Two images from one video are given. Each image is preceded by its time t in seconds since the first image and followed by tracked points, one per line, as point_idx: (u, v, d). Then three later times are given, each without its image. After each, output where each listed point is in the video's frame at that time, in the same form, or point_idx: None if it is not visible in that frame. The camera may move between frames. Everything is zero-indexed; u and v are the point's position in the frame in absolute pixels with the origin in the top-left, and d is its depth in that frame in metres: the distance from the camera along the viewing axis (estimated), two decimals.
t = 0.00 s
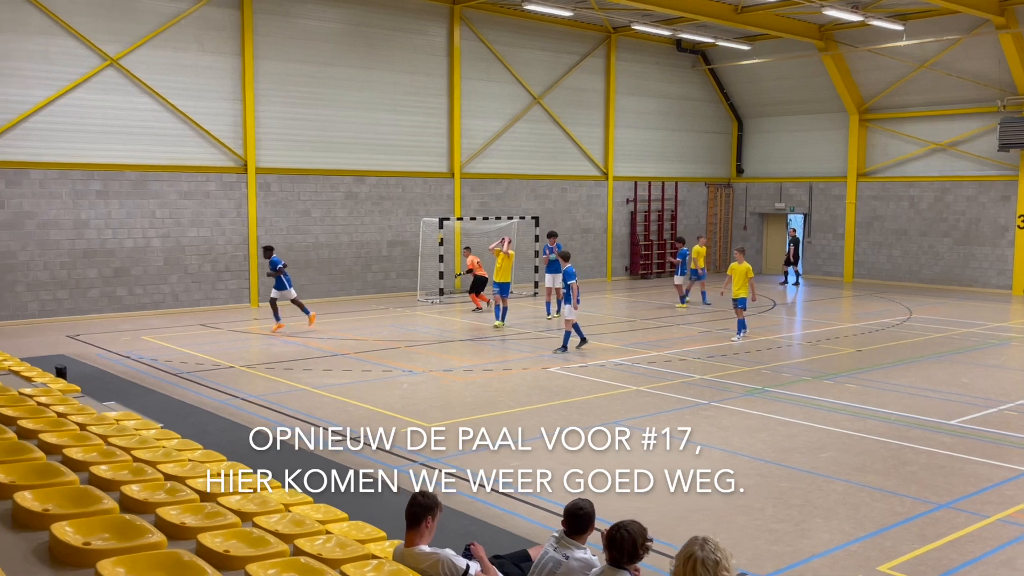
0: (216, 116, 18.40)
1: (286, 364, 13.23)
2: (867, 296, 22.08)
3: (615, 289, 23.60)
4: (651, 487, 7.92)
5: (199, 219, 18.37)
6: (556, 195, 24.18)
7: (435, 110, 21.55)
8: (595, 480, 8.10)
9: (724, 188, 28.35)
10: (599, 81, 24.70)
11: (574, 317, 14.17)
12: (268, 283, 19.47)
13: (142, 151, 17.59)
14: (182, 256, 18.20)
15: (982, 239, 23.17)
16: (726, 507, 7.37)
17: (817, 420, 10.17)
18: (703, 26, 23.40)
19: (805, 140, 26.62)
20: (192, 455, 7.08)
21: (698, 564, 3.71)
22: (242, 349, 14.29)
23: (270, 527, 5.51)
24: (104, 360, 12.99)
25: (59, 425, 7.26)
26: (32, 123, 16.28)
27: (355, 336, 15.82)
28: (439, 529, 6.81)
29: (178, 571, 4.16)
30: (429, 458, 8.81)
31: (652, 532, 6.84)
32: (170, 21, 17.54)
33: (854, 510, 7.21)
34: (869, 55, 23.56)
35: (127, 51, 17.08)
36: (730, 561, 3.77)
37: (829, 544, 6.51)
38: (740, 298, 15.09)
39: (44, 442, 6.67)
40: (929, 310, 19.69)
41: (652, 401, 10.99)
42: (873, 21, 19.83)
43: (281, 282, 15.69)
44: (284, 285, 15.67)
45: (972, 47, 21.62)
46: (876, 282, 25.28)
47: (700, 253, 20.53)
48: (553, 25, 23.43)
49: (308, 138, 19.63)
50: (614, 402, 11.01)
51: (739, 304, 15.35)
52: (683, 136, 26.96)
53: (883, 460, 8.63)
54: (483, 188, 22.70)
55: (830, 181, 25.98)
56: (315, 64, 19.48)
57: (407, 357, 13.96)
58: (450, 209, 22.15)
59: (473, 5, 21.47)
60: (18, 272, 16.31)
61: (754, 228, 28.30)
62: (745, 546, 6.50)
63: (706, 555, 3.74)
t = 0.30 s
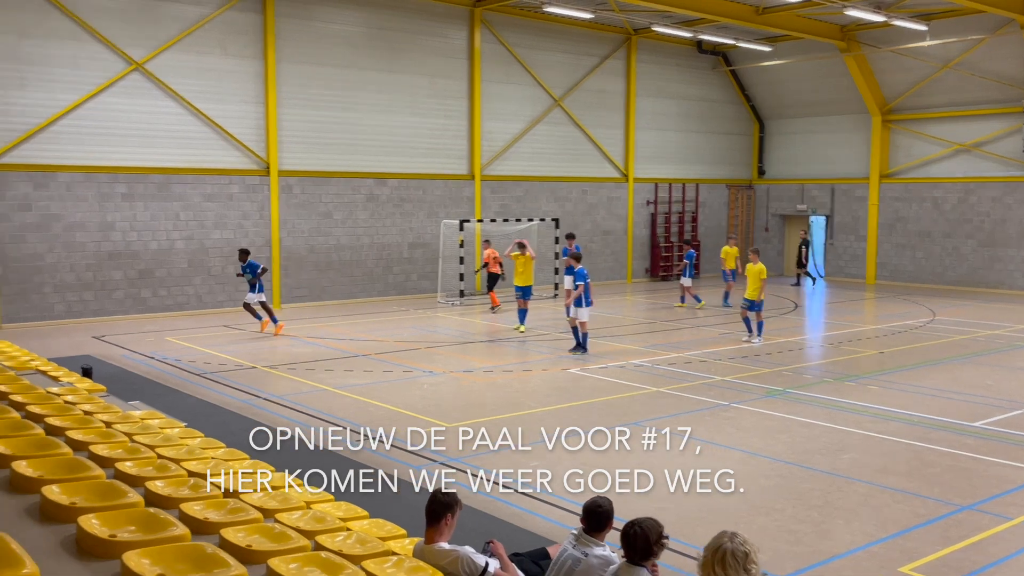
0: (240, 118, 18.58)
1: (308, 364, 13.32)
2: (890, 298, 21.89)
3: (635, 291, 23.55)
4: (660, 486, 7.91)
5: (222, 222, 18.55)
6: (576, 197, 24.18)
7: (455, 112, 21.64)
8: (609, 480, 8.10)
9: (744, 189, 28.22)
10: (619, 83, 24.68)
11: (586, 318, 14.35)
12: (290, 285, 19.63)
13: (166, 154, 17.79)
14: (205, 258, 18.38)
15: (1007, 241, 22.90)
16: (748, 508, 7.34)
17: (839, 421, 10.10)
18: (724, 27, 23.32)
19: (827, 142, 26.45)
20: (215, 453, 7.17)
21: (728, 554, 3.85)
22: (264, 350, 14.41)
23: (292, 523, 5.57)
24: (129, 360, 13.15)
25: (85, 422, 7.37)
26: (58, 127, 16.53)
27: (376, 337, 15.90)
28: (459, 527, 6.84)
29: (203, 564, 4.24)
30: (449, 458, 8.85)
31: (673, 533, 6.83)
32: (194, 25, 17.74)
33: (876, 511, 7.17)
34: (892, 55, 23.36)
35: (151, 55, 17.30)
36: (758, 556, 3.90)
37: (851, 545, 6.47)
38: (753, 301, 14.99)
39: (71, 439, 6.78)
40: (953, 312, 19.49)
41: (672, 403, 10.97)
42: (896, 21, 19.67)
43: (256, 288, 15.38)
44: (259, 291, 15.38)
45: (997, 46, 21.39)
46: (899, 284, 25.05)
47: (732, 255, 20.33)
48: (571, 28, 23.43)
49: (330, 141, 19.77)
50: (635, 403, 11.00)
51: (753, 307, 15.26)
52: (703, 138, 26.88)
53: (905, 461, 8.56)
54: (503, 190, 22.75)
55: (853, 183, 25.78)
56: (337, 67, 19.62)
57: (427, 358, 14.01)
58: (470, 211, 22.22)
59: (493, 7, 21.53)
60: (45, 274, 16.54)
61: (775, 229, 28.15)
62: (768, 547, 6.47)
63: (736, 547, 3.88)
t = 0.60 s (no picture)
0: (245, 118, 18.64)
1: (313, 362, 13.34)
2: (897, 297, 21.80)
3: (640, 290, 23.51)
4: (662, 483, 7.89)
5: (227, 221, 18.61)
6: (581, 196, 24.16)
7: (460, 111, 21.66)
8: (611, 476, 8.07)
9: (750, 189, 28.18)
10: (624, 82, 24.66)
11: (580, 318, 14.33)
12: (295, 284, 19.67)
13: (171, 154, 17.85)
14: (210, 257, 18.43)
15: (1014, 240, 22.79)
16: (750, 503, 7.31)
17: (843, 418, 10.06)
18: (729, 26, 23.28)
19: (833, 141, 26.37)
20: (216, 449, 7.17)
21: (728, 542, 3.86)
22: (268, 348, 14.45)
23: (291, 517, 5.54)
24: (134, 358, 13.18)
25: (87, 417, 7.40)
26: (64, 126, 16.61)
27: (381, 335, 15.91)
28: (458, 521, 6.82)
29: (198, 552, 4.27)
30: (452, 455, 8.84)
31: (674, 528, 6.80)
32: (199, 24, 17.81)
33: (878, 507, 7.13)
34: (897, 54, 23.27)
35: (156, 54, 17.37)
36: (759, 547, 3.90)
37: (853, 540, 6.44)
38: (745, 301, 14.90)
39: (72, 433, 6.79)
40: (959, 310, 19.40)
41: (675, 400, 10.94)
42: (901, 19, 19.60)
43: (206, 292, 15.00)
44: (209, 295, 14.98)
45: (1003, 44, 21.29)
46: (905, 283, 24.95)
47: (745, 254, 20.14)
48: (575, 27, 23.42)
49: (335, 141, 19.81)
50: (638, 401, 10.98)
51: (748, 307, 15.13)
52: (709, 137, 26.84)
53: (909, 458, 8.51)
54: (508, 189, 22.75)
55: (858, 181, 25.69)
56: (341, 67, 19.66)
57: (431, 356, 14.02)
58: (475, 210, 22.23)
59: (498, 6, 21.54)
60: (51, 273, 16.61)
61: (781, 228, 27.99)
62: (771, 542, 6.43)
63: (738, 537, 3.89)
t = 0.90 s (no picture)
0: (240, 117, 18.62)
1: (308, 361, 13.33)
2: (892, 295, 21.83)
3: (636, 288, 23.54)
4: (656, 479, 7.88)
5: (223, 220, 18.59)
6: (577, 195, 24.16)
7: (455, 111, 21.66)
8: (604, 473, 8.06)
9: (746, 187, 28.20)
10: (619, 81, 24.67)
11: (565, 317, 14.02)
12: (291, 283, 19.66)
13: (166, 153, 17.83)
14: (206, 257, 18.41)
15: (1009, 237, 22.82)
16: (745, 499, 7.31)
17: (838, 414, 10.06)
18: (724, 24, 23.30)
19: (829, 140, 26.39)
20: (210, 447, 7.15)
21: (722, 535, 3.86)
22: (263, 347, 14.43)
23: (284, 514, 5.53)
24: (128, 358, 13.16)
25: (80, 415, 7.38)
26: (58, 126, 16.57)
27: (376, 334, 15.91)
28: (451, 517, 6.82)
29: (187, 547, 4.27)
30: (447, 452, 8.82)
31: (668, 524, 6.79)
32: (193, 24, 17.79)
33: (873, 503, 7.12)
34: (892, 52, 23.30)
35: (151, 54, 17.35)
36: (752, 539, 3.89)
37: (847, 535, 6.43)
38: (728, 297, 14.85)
39: (64, 431, 6.78)
40: (955, 308, 19.43)
41: (670, 397, 10.95)
42: (896, 17, 19.61)
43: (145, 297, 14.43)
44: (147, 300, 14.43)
45: (997, 41, 21.30)
46: (901, 281, 24.98)
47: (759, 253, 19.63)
48: (570, 26, 23.43)
49: (330, 140, 19.80)
50: (632, 398, 10.98)
51: (727, 304, 15.01)
52: (704, 136, 26.86)
53: (903, 454, 8.50)
54: (504, 188, 22.76)
55: (854, 180, 25.72)
56: (337, 66, 19.66)
57: (426, 355, 14.01)
58: (471, 210, 22.23)
59: (492, 5, 21.54)
60: (45, 273, 16.58)
61: (776, 227, 28.13)
62: (765, 537, 6.42)
63: (732, 530, 3.88)
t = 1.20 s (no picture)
0: (229, 119, 18.58)
1: (299, 363, 13.31)
2: (882, 293, 21.92)
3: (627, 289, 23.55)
4: (647, 479, 7.89)
5: (213, 223, 18.55)
6: (567, 195, 24.20)
7: (446, 111, 21.66)
8: (596, 473, 8.08)
9: (736, 187, 28.29)
10: (609, 81, 24.72)
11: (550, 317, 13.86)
12: (282, 285, 19.63)
13: (155, 156, 17.77)
14: (196, 259, 18.36)
15: (997, 235, 22.96)
16: (737, 498, 7.33)
17: (829, 413, 10.10)
18: (712, 24, 23.38)
19: (819, 139, 26.49)
20: (201, 451, 7.13)
21: (721, 534, 3.90)
22: (254, 350, 14.39)
23: (276, 517, 5.51)
24: (118, 362, 13.11)
25: (70, 419, 7.36)
26: (46, 129, 16.49)
27: (368, 336, 15.90)
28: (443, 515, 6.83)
29: (177, 550, 4.26)
30: (438, 454, 8.82)
31: (660, 523, 6.81)
32: (181, 26, 17.74)
33: (863, 501, 7.15)
34: (880, 51, 23.42)
35: (139, 56, 17.29)
36: (751, 537, 3.93)
37: (839, 533, 6.46)
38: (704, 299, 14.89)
39: (54, 436, 6.75)
40: (944, 305, 19.53)
41: (661, 397, 10.97)
42: (884, 16, 19.70)
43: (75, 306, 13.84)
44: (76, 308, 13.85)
45: (984, 41, 21.40)
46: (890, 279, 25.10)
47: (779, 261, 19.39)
48: (559, 27, 23.46)
49: (320, 142, 19.77)
50: (624, 398, 11.00)
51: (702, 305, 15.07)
52: (694, 136, 26.94)
53: (893, 452, 8.55)
54: (494, 189, 22.77)
55: (843, 178, 25.84)
56: (326, 68, 19.63)
57: (418, 356, 14.02)
58: (462, 211, 22.23)
59: (482, 6, 21.56)
60: (34, 277, 16.49)
61: (766, 226, 28.15)
62: (757, 536, 6.45)
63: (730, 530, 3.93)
